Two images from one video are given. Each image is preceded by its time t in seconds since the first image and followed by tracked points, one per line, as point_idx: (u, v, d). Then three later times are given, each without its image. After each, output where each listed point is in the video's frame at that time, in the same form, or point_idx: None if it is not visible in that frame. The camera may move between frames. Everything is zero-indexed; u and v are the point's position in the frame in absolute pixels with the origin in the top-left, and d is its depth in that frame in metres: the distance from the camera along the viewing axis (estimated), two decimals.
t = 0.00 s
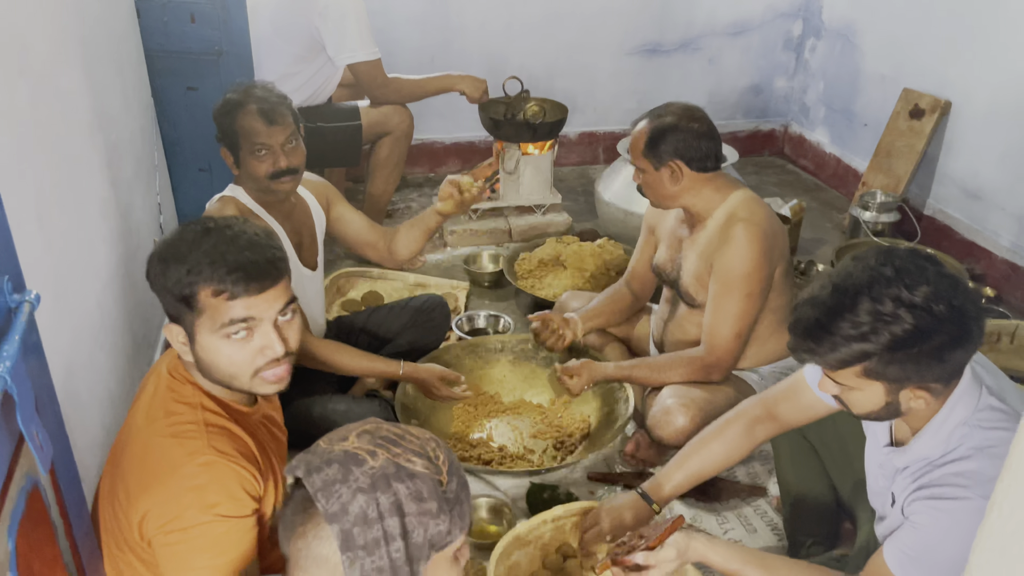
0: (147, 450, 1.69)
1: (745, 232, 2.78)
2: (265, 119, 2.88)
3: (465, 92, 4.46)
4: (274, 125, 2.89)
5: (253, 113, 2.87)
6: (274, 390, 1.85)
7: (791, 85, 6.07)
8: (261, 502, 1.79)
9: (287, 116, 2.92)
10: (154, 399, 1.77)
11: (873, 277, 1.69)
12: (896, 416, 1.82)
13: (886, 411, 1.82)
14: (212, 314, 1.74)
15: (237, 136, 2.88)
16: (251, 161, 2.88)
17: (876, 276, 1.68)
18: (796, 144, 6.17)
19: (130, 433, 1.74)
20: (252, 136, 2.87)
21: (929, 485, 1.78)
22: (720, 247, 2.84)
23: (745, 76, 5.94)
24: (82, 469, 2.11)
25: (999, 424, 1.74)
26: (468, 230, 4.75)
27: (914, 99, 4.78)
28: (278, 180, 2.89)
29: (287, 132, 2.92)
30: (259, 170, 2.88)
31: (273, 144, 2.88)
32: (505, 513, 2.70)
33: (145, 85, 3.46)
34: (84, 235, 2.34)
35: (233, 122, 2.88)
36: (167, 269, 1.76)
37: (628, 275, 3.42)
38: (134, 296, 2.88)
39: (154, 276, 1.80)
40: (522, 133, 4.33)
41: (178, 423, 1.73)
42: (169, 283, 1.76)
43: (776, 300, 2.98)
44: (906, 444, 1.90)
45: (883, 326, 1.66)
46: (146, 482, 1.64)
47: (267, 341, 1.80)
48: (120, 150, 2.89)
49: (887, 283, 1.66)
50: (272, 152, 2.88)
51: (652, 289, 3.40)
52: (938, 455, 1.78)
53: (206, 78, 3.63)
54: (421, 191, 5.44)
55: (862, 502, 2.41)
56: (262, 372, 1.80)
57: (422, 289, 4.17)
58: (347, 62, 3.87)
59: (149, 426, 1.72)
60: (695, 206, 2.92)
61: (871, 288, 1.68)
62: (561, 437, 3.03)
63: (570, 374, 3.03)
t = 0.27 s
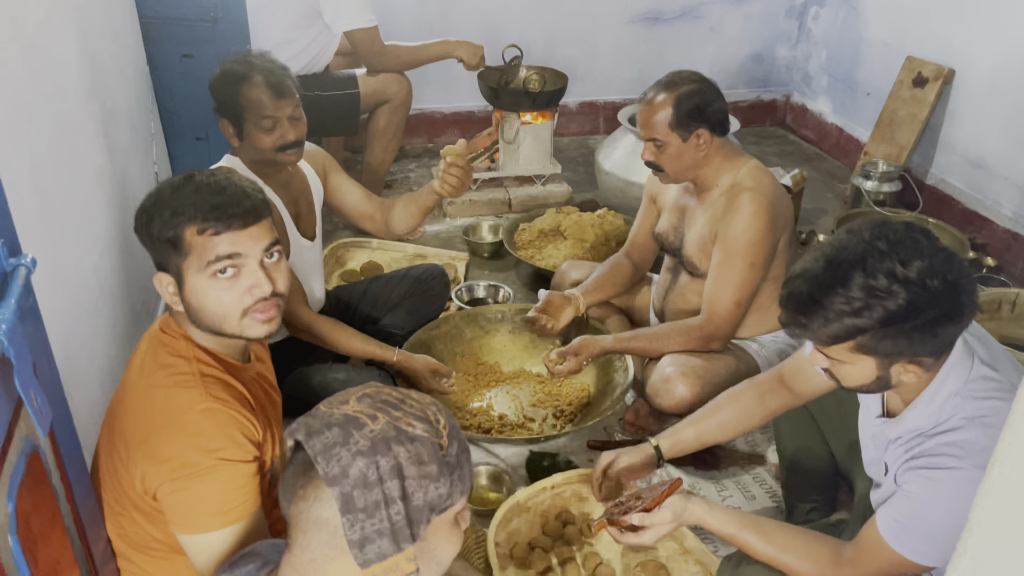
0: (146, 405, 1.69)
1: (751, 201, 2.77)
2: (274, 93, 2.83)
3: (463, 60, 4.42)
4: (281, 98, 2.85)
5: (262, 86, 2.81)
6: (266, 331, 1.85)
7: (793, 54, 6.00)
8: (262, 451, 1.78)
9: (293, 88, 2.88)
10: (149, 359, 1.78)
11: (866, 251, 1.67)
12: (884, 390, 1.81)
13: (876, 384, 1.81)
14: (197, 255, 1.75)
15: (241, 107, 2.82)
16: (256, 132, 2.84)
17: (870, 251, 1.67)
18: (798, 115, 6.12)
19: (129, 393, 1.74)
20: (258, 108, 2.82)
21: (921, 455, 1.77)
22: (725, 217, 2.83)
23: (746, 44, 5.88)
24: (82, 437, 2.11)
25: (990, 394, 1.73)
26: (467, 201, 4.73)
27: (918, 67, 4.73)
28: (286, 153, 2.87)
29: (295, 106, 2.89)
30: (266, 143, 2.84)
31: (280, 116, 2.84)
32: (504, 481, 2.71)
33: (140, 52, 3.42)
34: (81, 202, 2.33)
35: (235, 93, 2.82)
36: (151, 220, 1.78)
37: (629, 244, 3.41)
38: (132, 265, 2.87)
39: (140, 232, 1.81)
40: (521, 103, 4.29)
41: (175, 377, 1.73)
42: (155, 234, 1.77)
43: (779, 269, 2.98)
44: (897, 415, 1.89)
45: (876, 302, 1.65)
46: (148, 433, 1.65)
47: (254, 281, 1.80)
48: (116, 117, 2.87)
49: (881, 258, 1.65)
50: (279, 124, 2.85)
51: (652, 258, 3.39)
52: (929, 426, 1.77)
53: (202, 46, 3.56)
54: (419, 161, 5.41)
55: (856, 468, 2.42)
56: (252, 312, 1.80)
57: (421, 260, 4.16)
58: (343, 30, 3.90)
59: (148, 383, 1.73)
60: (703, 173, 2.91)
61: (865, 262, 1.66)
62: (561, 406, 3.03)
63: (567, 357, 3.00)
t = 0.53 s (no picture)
0: (146, 365, 1.71)
1: (755, 178, 2.77)
2: (288, 83, 2.77)
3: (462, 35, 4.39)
4: (297, 90, 2.80)
5: (278, 76, 2.75)
6: (264, 288, 1.86)
7: (795, 29, 5.96)
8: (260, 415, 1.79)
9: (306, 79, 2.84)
10: (150, 321, 1.79)
11: (879, 221, 1.64)
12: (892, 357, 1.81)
13: (881, 355, 1.81)
14: (195, 213, 1.78)
15: (253, 97, 2.76)
16: (267, 121, 2.79)
17: (882, 221, 1.64)
18: (800, 91, 6.08)
19: (131, 354, 1.77)
20: (273, 99, 2.76)
21: (924, 427, 1.79)
22: (729, 195, 2.84)
23: (748, 19, 5.83)
24: (84, 412, 2.12)
25: (997, 368, 1.72)
26: (467, 177, 4.71)
27: (921, 41, 4.70)
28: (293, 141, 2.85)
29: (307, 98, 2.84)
30: (275, 130, 2.81)
31: (294, 107, 2.80)
32: (505, 457, 2.73)
33: (137, 28, 3.39)
34: (80, 179, 2.32)
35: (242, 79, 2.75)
36: (150, 186, 1.81)
37: (628, 220, 3.41)
38: (132, 242, 2.87)
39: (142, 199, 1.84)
40: (521, 79, 4.27)
41: (175, 338, 1.74)
42: (155, 198, 1.80)
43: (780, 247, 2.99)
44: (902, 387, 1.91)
45: (885, 273, 1.64)
46: (148, 391, 1.67)
47: (252, 239, 1.83)
48: (114, 93, 2.85)
49: (893, 228, 1.62)
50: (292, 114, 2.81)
51: (653, 235, 3.39)
52: (933, 399, 1.79)
53: (199, 21, 3.54)
54: (419, 137, 5.38)
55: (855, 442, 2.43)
56: (250, 268, 1.82)
57: (421, 237, 4.16)
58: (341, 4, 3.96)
59: (148, 344, 1.74)
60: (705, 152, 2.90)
61: (876, 233, 1.64)
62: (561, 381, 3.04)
63: (570, 324, 2.99)
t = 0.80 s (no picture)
0: (143, 342, 1.72)
1: (759, 156, 2.76)
2: (284, 62, 2.75)
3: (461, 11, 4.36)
4: (294, 69, 2.77)
5: (273, 55, 2.73)
6: (265, 262, 1.86)
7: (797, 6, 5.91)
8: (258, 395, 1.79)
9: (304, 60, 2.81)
10: (150, 298, 1.80)
11: (896, 198, 1.61)
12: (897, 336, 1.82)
13: (888, 333, 1.82)
14: (195, 188, 1.78)
15: (248, 74, 2.75)
16: (266, 101, 2.79)
17: (900, 197, 1.60)
18: (802, 68, 6.00)
19: (130, 330, 1.77)
20: (270, 79, 2.75)
21: (931, 405, 1.79)
22: (732, 175, 2.83)
23: None
24: (86, 388, 2.13)
25: (1005, 344, 1.68)
26: (467, 156, 4.70)
27: (924, 18, 4.67)
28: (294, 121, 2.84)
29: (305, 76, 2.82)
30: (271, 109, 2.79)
31: (291, 86, 2.79)
32: (505, 434, 2.74)
33: (134, 4, 3.37)
34: (78, 156, 2.31)
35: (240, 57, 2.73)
36: (148, 162, 1.80)
37: (630, 199, 3.40)
38: (131, 221, 2.87)
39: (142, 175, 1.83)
40: (522, 56, 4.25)
41: (173, 317, 1.75)
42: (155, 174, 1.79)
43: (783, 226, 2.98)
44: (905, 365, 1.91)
45: (900, 250, 1.62)
46: (145, 368, 1.68)
47: (253, 214, 1.82)
48: (112, 70, 2.83)
49: (910, 205, 1.59)
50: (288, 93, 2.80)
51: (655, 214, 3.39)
52: (937, 376, 1.78)
53: None
54: (419, 116, 5.36)
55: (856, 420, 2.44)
56: (250, 242, 1.82)
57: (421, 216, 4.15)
58: None
59: (147, 321, 1.75)
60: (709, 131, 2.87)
61: (893, 210, 1.61)
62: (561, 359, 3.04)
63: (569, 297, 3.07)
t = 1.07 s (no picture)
0: (153, 328, 1.71)
1: (763, 133, 2.75)
2: (276, 30, 2.76)
3: None
4: (284, 36, 2.78)
5: (263, 21, 2.75)
6: (278, 255, 1.86)
7: None
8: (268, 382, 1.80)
9: (296, 28, 2.83)
10: (160, 282, 1.79)
11: (872, 192, 1.62)
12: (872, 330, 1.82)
13: (862, 326, 1.83)
14: (213, 175, 1.77)
15: (242, 42, 2.76)
16: (258, 71, 2.78)
17: (875, 192, 1.62)
18: (804, 46, 5.99)
19: (139, 314, 1.76)
20: (261, 45, 2.75)
21: (919, 390, 1.80)
22: (736, 151, 2.81)
23: None
24: (88, 367, 2.13)
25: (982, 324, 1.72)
26: (467, 135, 4.67)
27: None
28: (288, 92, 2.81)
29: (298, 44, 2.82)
30: (268, 81, 2.78)
31: (284, 55, 2.78)
32: (506, 411, 2.75)
33: None
34: (77, 133, 2.30)
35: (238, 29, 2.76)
36: (166, 145, 1.79)
37: (635, 175, 3.39)
38: (131, 199, 2.86)
39: (156, 157, 1.82)
40: (522, 33, 4.21)
41: (183, 303, 1.74)
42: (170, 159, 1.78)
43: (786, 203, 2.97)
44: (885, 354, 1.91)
45: (876, 246, 1.62)
46: (155, 355, 1.67)
47: (267, 205, 1.82)
48: (109, 47, 2.82)
49: (885, 200, 1.60)
50: (282, 64, 2.78)
51: (658, 191, 3.38)
52: (921, 362, 1.79)
53: None
54: (418, 95, 5.33)
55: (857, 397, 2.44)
56: (265, 235, 1.82)
57: (421, 194, 4.14)
58: None
59: (156, 306, 1.74)
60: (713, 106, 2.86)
61: (869, 204, 1.62)
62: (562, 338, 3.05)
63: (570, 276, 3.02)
